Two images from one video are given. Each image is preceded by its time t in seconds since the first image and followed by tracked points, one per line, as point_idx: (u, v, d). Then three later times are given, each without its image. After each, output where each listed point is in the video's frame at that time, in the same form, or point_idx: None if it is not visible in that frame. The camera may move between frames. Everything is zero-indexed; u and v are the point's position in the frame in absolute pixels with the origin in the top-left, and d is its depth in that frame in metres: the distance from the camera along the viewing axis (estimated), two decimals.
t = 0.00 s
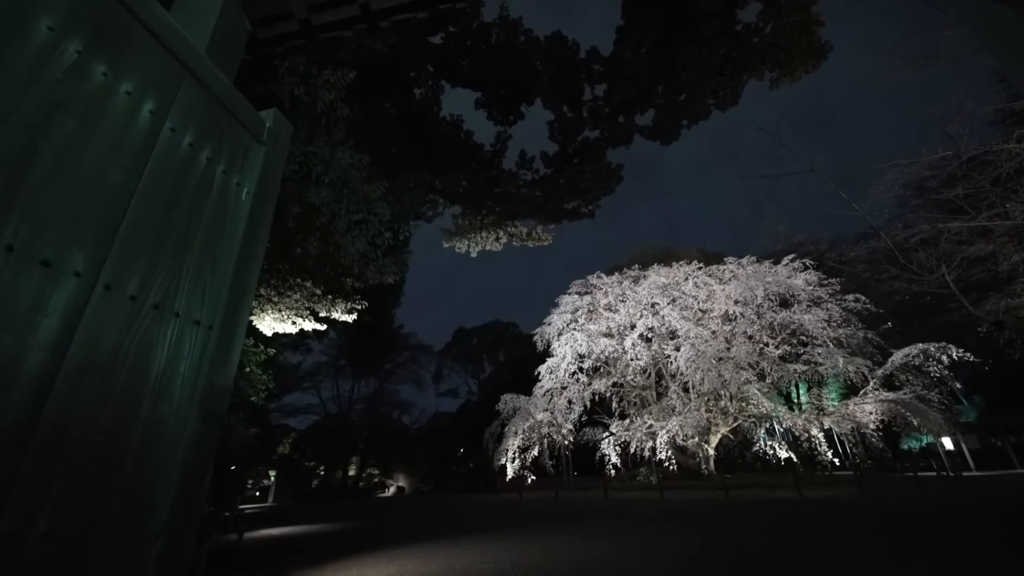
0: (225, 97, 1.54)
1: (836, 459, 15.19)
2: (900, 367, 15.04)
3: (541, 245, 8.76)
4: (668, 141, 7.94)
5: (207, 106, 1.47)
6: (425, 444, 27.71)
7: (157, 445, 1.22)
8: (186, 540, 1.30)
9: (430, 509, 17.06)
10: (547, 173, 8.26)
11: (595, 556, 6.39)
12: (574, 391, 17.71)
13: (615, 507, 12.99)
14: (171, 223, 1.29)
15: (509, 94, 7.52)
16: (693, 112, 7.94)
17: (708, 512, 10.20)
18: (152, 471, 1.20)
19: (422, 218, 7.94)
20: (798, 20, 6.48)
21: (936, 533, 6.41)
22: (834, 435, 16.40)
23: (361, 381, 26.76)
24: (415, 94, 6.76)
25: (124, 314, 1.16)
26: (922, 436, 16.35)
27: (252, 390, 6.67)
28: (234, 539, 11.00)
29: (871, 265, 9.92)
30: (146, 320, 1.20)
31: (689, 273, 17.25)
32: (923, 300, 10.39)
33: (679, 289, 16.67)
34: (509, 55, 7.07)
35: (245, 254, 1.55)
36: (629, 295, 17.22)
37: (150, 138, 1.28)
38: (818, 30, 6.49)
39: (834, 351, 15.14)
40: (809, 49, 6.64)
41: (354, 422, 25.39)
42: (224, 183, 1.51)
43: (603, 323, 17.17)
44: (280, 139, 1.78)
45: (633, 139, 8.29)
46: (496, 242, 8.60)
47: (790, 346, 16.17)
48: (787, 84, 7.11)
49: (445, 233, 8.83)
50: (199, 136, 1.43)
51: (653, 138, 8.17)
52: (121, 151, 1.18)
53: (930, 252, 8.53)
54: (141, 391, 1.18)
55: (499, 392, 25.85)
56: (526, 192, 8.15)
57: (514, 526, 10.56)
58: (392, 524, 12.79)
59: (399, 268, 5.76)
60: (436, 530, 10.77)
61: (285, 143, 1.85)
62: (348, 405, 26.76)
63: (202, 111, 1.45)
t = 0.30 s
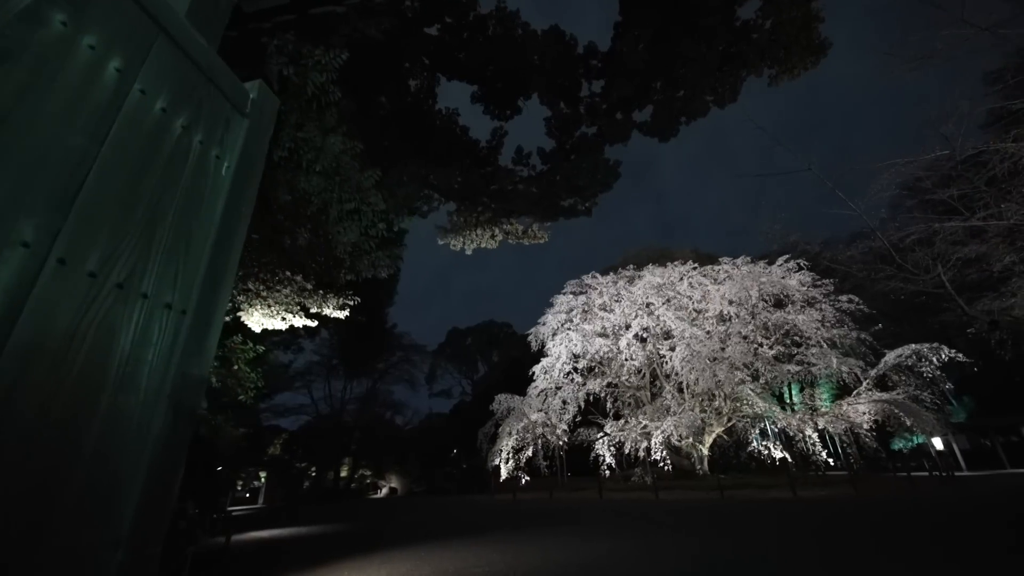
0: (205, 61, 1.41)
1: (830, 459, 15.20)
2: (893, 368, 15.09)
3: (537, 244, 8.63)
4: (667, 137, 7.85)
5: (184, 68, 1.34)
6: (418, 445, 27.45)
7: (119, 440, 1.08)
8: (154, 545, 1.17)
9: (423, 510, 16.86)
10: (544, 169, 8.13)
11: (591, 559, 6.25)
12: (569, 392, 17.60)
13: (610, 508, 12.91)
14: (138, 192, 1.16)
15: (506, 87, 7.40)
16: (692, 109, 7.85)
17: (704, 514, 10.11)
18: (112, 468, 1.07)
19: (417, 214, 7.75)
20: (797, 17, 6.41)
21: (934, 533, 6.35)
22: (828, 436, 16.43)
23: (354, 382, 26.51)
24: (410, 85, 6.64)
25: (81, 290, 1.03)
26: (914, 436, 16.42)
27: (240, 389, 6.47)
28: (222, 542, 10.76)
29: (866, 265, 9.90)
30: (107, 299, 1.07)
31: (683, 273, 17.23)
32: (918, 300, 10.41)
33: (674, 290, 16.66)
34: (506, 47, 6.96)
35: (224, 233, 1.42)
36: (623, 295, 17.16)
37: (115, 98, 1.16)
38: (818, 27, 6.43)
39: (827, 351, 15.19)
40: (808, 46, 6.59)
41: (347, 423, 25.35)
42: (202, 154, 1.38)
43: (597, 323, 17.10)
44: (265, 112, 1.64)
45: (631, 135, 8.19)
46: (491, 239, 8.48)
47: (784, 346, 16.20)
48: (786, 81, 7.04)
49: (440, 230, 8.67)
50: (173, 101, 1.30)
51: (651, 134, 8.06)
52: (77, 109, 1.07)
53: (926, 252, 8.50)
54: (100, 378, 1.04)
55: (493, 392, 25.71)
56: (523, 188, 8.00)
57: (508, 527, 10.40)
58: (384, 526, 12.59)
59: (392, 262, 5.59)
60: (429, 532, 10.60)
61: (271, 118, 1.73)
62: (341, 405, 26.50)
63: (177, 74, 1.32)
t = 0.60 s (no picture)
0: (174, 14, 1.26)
1: (819, 458, 15.30)
2: (879, 368, 15.28)
3: (530, 242, 8.53)
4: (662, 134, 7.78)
5: (150, 18, 1.20)
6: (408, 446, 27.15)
7: (63, 431, 0.95)
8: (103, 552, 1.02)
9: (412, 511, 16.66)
10: (539, 165, 7.97)
11: (584, 561, 6.14)
12: (560, 392, 17.53)
13: (601, 509, 12.87)
14: (85, 152, 1.03)
15: (500, 80, 7.29)
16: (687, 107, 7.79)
17: (696, 514, 10.06)
18: (52, 463, 0.93)
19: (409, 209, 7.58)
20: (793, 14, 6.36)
21: (926, 532, 6.34)
22: (816, 436, 16.57)
23: (342, 382, 26.13)
24: (402, 75, 6.48)
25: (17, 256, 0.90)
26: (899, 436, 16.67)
27: (223, 387, 6.25)
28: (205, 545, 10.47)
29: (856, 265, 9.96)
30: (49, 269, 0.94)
31: (675, 273, 17.25)
32: (906, 300, 10.53)
33: (665, 290, 16.70)
34: (500, 40, 6.83)
35: (195, 204, 1.27)
36: (615, 295, 17.12)
37: (65, 44, 1.03)
38: (813, 25, 6.39)
39: (815, 352, 15.33)
40: (804, 45, 6.55)
41: (335, 424, 25.30)
42: (168, 115, 1.24)
43: (589, 323, 17.07)
44: (244, 76, 1.50)
45: (626, 132, 8.10)
46: (484, 237, 8.34)
47: (773, 347, 16.30)
48: (780, 80, 7.03)
49: (431, 227, 8.51)
50: (136, 54, 1.17)
51: (645, 132, 8.01)
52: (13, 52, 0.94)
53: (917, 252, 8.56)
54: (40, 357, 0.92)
55: (484, 393, 25.55)
56: (516, 185, 7.87)
57: (499, 529, 10.25)
58: (372, 528, 12.38)
59: (382, 255, 5.44)
60: (418, 534, 10.41)
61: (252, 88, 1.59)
62: (329, 406, 26.12)
63: (140, 25, 1.18)
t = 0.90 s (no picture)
0: None
1: (809, 458, 15.39)
2: (868, 369, 15.42)
3: (523, 239, 8.41)
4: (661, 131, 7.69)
5: None
6: (398, 445, 26.89)
7: None
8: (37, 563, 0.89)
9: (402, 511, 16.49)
10: (533, 161, 7.84)
11: (579, 562, 6.03)
12: (551, 392, 17.46)
13: (593, 508, 12.82)
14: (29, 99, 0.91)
15: (496, 72, 7.13)
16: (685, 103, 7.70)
17: (687, 514, 10.04)
18: None
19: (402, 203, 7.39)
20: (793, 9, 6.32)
21: (918, 532, 6.36)
22: (805, 436, 16.70)
23: (332, 380, 25.78)
24: (396, 64, 6.36)
25: None
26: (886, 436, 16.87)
27: (207, 385, 6.05)
28: (188, 547, 10.21)
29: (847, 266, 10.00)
30: None
31: (667, 274, 17.24)
32: (897, 301, 10.61)
33: (658, 290, 16.67)
34: (496, 31, 6.71)
35: (162, 167, 1.15)
36: (608, 295, 17.07)
37: None
38: (812, 22, 6.37)
39: (804, 353, 15.44)
40: (802, 42, 6.54)
41: (324, 424, 24.76)
42: (126, 62, 1.10)
43: (581, 323, 17.04)
44: (222, 28, 1.36)
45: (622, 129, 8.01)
46: (478, 233, 8.19)
47: (764, 348, 16.37)
48: (778, 77, 7.00)
49: (423, 222, 8.35)
50: None
51: (642, 128, 7.93)
52: None
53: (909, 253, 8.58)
54: None
55: (475, 392, 25.37)
56: (511, 181, 7.75)
57: (490, 529, 10.11)
58: (361, 528, 12.21)
59: (373, 246, 5.33)
60: (408, 535, 10.25)
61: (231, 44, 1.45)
62: (318, 405, 25.77)
63: None
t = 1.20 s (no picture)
0: None
1: (792, 458, 15.55)
2: (849, 371, 15.69)
3: (514, 236, 8.27)
4: (655, 128, 7.63)
5: None
6: (383, 445, 26.51)
7: None
8: None
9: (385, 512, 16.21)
10: (525, 156, 7.74)
11: (567, 564, 5.92)
12: (539, 391, 17.40)
13: (580, 508, 12.77)
14: None
15: (489, 63, 7.00)
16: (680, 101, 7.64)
17: (674, 514, 10.02)
18: None
19: (391, 194, 7.19)
20: (787, 8, 6.33)
21: (902, 532, 6.42)
22: (789, 437, 16.89)
23: (316, 378, 25.31)
24: (388, 49, 6.33)
25: None
26: (866, 437, 17.18)
27: (183, 379, 5.83)
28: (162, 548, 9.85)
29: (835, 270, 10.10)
30: None
31: (655, 274, 17.29)
32: (881, 304, 10.78)
33: (647, 290, 16.70)
34: (490, 21, 6.57)
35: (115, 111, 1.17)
36: (597, 295, 17.05)
37: None
38: (805, 22, 6.40)
39: (788, 355, 15.61)
40: (796, 43, 6.57)
41: (308, 422, 24.34)
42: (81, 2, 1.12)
43: (570, 322, 17.01)
44: None
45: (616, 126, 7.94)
46: (468, 229, 8.02)
47: (750, 350, 16.52)
48: (771, 77, 7.00)
49: (413, 217, 8.16)
50: None
51: (636, 125, 7.83)
52: None
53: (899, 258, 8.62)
54: None
55: (462, 391, 25.18)
56: (504, 175, 7.60)
57: (477, 531, 9.93)
58: (344, 529, 11.96)
59: (359, 233, 5.25)
60: (392, 536, 10.04)
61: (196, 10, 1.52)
62: (301, 403, 25.25)
63: None
